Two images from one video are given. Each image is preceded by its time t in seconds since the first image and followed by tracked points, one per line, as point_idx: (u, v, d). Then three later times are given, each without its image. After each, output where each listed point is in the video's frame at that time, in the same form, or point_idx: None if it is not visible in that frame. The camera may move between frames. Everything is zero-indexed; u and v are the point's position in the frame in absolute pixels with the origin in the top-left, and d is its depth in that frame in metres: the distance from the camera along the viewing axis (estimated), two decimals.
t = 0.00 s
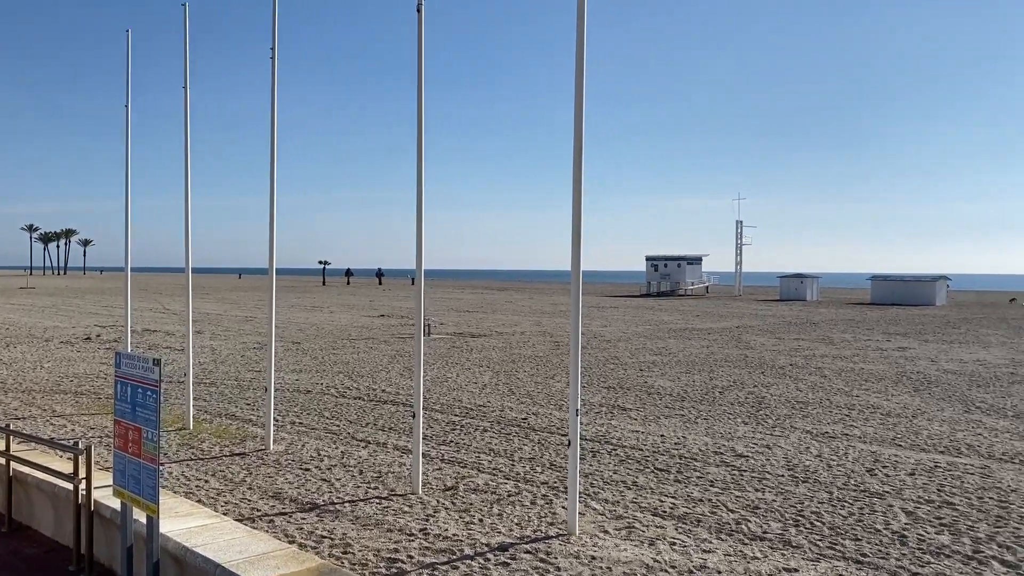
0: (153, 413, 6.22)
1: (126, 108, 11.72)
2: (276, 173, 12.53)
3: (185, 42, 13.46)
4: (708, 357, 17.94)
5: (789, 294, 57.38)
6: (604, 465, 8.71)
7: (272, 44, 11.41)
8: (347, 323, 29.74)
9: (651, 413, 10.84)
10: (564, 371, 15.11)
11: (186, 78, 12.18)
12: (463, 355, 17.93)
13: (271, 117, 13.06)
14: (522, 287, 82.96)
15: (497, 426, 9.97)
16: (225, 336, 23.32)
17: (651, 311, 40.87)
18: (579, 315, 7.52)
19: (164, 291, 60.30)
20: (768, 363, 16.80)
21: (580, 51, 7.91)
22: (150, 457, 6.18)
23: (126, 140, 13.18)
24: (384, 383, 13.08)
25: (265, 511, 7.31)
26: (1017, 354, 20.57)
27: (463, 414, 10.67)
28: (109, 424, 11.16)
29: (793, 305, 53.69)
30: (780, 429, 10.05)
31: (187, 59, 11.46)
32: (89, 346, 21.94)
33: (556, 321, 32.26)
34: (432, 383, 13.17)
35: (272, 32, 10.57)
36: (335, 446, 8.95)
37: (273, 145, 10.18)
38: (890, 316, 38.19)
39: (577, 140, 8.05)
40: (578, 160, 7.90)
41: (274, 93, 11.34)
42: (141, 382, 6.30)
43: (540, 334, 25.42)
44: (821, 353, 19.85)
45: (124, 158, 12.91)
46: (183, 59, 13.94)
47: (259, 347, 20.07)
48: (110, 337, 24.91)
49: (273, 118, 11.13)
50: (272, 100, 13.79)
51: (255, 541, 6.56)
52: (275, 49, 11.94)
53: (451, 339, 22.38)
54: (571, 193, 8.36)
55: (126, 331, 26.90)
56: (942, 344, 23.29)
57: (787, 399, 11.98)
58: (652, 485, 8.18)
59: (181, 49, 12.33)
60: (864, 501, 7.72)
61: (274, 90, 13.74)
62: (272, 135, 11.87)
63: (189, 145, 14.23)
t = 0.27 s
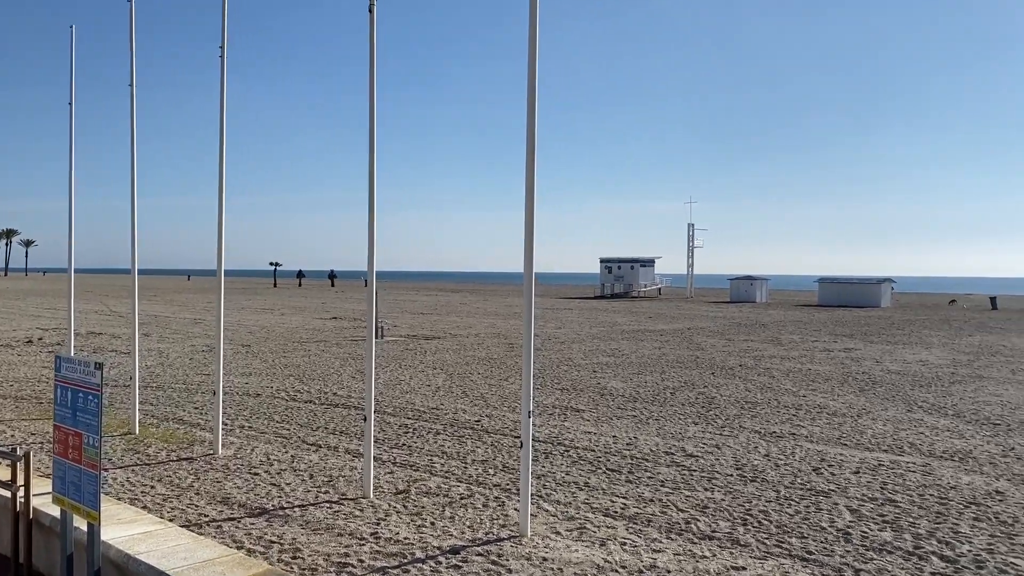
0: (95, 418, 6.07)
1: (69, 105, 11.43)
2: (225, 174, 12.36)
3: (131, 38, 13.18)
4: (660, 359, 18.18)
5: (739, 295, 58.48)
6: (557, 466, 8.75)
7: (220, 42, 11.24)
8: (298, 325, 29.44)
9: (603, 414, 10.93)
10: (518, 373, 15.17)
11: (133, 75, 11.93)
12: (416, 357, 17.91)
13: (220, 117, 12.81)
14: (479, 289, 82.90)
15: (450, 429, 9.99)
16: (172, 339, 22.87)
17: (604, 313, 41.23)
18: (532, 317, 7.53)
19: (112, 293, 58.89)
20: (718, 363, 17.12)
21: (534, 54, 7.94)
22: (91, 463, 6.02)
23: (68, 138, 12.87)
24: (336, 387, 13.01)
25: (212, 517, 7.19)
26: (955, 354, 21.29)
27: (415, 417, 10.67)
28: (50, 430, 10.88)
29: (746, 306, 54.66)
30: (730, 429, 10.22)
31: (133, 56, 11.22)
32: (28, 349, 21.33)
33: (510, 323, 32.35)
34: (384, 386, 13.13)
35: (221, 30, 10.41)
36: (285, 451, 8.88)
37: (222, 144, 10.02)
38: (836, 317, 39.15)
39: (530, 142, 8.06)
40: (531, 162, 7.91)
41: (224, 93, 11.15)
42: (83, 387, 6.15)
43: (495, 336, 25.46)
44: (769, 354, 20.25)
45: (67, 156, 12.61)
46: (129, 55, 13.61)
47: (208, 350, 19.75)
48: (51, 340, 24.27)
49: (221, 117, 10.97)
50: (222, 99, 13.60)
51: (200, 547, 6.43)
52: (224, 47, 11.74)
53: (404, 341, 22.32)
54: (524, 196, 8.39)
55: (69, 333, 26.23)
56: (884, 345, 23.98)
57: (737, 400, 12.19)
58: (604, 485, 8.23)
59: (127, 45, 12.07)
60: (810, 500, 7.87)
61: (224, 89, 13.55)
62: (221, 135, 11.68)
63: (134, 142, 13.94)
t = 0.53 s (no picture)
0: (32, 423, 5.89)
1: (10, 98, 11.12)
2: (172, 173, 12.12)
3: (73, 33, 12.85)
4: (614, 359, 18.33)
5: (692, 296, 59.25)
6: (511, 467, 8.76)
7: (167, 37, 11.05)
8: (250, 327, 29.05)
9: (557, 415, 10.98)
10: (472, 375, 15.17)
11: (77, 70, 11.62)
12: (370, 359, 17.79)
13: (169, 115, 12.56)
14: (439, 291, 82.57)
15: (403, 432, 9.97)
16: (119, 342, 22.36)
17: (561, 314, 41.41)
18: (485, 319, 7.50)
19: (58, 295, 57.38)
20: (671, 363, 17.48)
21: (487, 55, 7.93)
22: (30, 469, 5.84)
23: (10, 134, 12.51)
24: (287, 390, 12.88)
25: (159, 523, 7.05)
26: (899, 354, 21.88)
27: (368, 420, 10.63)
28: None
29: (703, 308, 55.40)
30: (681, 429, 10.33)
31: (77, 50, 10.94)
32: None
33: (465, 325, 32.36)
34: (337, 389, 13.03)
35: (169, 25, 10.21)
36: (234, 454, 8.78)
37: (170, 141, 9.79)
38: (787, 318, 39.91)
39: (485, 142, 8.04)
40: (484, 163, 7.88)
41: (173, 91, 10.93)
42: (20, 391, 5.98)
43: (450, 337, 25.41)
44: (721, 354, 20.56)
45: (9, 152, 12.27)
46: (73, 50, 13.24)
47: (156, 353, 19.37)
48: None
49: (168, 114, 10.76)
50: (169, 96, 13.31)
51: (144, 554, 6.26)
52: (173, 43, 11.49)
53: (358, 343, 22.16)
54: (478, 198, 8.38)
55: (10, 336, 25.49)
56: (832, 345, 24.55)
57: (689, 400, 12.34)
58: (557, 486, 8.26)
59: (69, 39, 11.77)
60: (759, 498, 7.98)
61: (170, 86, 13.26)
62: (170, 134, 11.45)
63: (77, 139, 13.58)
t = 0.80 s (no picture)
0: None
1: None
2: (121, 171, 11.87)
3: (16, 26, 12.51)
4: (570, 360, 18.42)
5: (647, 296, 59.80)
6: (466, 469, 8.75)
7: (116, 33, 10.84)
8: (202, 329, 28.60)
9: (513, 416, 11.00)
10: (429, 376, 15.16)
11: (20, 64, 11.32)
12: (324, 361, 17.63)
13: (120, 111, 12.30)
14: (397, 293, 82.04)
15: (358, 434, 9.93)
16: (65, 344, 21.79)
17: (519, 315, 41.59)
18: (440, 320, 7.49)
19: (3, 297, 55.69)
20: (626, 363, 17.67)
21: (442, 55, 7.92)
22: None
23: None
24: (240, 392, 12.73)
25: (105, 529, 6.89)
26: (847, 353, 22.44)
27: (323, 422, 10.56)
28: None
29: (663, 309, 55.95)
30: (636, 429, 10.43)
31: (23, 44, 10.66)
32: None
33: (421, 326, 32.27)
34: (290, 391, 12.89)
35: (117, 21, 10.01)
36: (185, 458, 8.65)
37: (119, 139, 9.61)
38: (741, 319, 40.49)
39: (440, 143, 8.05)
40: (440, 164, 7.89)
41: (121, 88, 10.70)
42: None
43: (407, 339, 25.30)
44: (676, 354, 20.85)
45: None
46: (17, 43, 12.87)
47: (104, 355, 18.95)
48: None
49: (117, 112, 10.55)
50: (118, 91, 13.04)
51: (89, 561, 6.10)
52: (121, 39, 11.25)
53: (313, 345, 21.94)
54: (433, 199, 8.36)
55: None
56: (784, 345, 24.99)
57: (644, 400, 12.47)
58: (513, 487, 8.27)
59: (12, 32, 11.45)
60: (712, 496, 8.08)
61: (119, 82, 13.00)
62: (118, 133, 11.21)
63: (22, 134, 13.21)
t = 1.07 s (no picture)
0: None
1: None
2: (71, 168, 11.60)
3: None
4: (530, 360, 18.46)
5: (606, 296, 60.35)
6: (425, 470, 8.73)
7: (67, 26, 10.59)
8: (155, 329, 28.11)
9: (472, 417, 11.01)
10: (386, 377, 15.10)
11: None
12: (280, 363, 17.43)
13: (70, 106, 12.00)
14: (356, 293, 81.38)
15: (315, 436, 9.86)
16: (10, 346, 21.17)
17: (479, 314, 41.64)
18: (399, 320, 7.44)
19: None
20: (585, 363, 17.77)
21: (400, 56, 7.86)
22: None
23: None
24: (194, 394, 12.55)
25: (53, 535, 6.74)
26: (801, 352, 22.84)
27: (279, 424, 10.46)
28: None
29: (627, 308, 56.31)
30: (595, 428, 10.51)
31: None
32: None
33: (380, 326, 32.13)
34: (246, 393, 12.74)
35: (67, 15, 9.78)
36: (137, 462, 8.51)
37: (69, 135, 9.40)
38: (699, 319, 40.90)
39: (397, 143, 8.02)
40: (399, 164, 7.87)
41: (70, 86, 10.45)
42: None
43: (365, 340, 25.16)
44: (634, 354, 21.02)
45: None
46: None
47: (52, 357, 18.52)
48: None
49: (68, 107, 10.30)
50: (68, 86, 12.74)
51: (36, 569, 5.95)
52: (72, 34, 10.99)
53: (269, 346, 21.65)
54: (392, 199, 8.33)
55: None
56: (741, 344, 25.30)
57: (603, 399, 12.55)
58: (471, 488, 8.27)
59: None
60: (668, 495, 8.17)
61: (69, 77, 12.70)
62: (66, 131, 10.95)
63: None
